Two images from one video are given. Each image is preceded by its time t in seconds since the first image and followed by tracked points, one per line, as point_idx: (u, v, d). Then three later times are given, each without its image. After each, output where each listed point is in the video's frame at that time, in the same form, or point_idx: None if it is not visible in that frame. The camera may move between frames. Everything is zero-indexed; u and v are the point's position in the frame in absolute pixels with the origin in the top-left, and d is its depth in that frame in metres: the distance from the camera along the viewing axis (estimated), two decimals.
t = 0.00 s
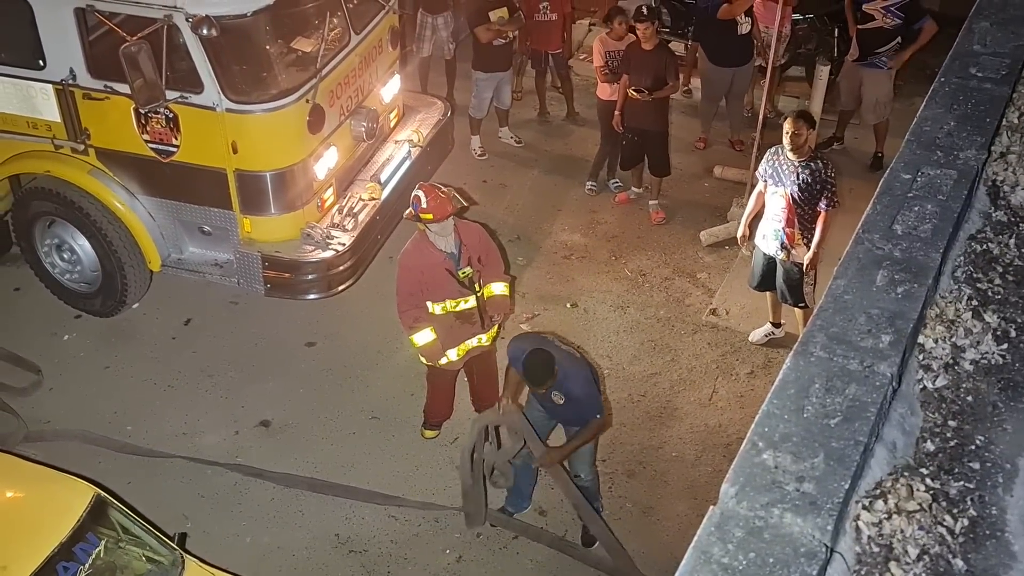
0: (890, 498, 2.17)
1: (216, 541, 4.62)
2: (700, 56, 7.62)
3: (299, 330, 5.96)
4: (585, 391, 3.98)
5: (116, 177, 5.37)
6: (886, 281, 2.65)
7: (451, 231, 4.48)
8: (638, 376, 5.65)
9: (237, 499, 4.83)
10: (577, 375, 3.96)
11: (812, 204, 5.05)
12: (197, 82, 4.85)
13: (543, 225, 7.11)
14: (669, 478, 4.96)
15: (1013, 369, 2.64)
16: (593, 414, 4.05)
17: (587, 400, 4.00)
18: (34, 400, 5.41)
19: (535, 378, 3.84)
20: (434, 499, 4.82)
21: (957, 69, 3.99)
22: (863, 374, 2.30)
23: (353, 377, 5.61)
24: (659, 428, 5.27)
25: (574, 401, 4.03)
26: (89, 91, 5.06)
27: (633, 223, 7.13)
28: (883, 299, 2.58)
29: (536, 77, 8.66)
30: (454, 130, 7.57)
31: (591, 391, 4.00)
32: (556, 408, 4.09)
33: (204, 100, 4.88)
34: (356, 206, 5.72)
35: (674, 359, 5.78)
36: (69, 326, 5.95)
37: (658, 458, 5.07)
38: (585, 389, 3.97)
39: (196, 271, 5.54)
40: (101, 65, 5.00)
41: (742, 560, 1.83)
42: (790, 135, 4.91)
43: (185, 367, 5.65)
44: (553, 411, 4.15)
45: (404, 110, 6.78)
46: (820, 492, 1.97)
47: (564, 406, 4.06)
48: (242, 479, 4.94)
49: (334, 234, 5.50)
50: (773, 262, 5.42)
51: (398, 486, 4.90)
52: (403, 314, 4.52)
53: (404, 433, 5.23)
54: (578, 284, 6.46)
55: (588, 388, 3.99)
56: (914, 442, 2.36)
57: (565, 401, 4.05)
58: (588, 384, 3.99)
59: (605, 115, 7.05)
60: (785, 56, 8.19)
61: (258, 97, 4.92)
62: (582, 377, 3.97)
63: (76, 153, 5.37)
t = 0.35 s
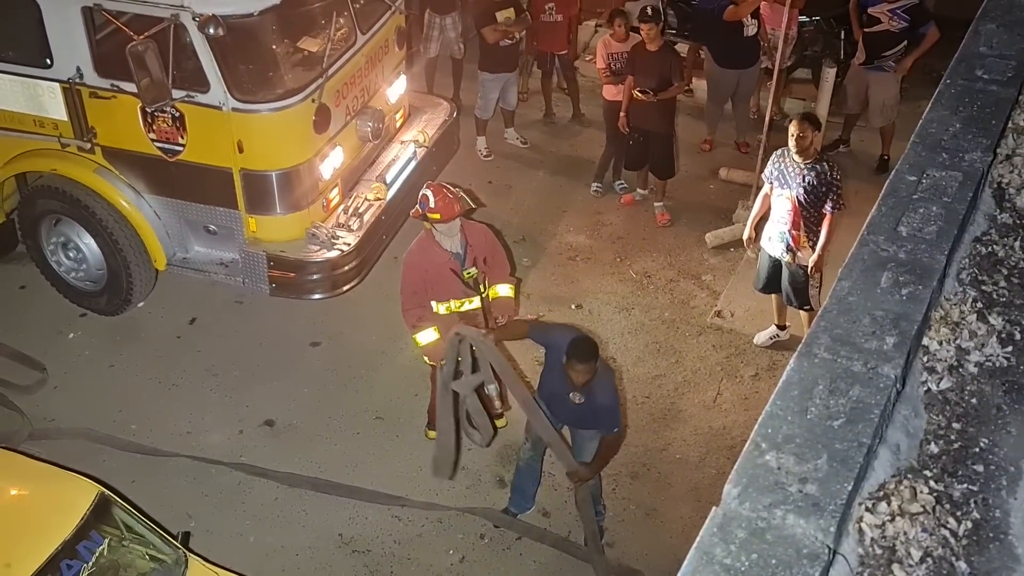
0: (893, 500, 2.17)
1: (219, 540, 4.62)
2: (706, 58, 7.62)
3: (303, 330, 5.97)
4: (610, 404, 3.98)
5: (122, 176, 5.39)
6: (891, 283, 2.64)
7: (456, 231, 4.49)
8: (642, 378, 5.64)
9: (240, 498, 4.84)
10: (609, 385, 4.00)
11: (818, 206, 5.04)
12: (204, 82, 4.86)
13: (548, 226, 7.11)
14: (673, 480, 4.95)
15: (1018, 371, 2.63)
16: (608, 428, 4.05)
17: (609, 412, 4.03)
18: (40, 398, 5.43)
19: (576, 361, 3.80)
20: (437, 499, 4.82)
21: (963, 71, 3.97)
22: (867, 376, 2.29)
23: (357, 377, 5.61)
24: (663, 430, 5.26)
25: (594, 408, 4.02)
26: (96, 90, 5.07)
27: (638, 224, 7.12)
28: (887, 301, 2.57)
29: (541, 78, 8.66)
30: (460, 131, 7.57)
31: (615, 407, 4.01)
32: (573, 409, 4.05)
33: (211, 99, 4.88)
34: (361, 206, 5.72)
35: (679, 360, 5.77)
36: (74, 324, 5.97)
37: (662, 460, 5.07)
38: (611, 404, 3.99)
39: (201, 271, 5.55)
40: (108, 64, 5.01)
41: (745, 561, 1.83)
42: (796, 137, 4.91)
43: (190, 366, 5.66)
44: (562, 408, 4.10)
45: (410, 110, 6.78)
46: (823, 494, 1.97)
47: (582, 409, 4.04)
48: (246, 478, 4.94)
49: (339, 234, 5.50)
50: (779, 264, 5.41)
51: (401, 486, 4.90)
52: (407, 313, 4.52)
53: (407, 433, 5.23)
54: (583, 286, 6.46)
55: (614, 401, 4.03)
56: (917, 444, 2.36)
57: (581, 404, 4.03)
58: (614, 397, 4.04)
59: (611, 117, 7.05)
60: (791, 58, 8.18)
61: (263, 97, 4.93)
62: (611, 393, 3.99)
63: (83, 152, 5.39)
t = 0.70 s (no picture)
0: (894, 497, 2.16)
1: (221, 538, 4.63)
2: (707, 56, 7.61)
3: (306, 329, 5.97)
4: (624, 341, 3.98)
5: (124, 175, 5.39)
6: (892, 279, 2.64)
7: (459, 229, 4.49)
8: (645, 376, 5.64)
9: (243, 497, 4.84)
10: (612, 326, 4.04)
11: (821, 204, 5.04)
12: (205, 81, 4.86)
13: (550, 224, 7.11)
14: (676, 478, 4.95)
15: (1020, 368, 2.63)
16: (645, 364, 4.01)
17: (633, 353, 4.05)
18: (42, 397, 5.44)
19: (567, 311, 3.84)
20: (439, 498, 4.82)
21: (965, 68, 3.97)
22: (868, 373, 2.29)
23: (359, 376, 5.61)
24: (665, 428, 5.26)
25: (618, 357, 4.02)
26: (97, 89, 5.08)
27: (640, 223, 7.12)
28: (888, 298, 2.57)
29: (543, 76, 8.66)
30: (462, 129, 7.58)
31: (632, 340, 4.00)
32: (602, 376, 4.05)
33: (212, 98, 4.89)
34: (363, 205, 5.73)
35: (681, 359, 5.77)
36: (77, 324, 5.97)
37: (664, 458, 5.07)
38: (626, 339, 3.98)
39: (203, 270, 5.55)
40: (109, 63, 5.02)
41: (745, 558, 1.83)
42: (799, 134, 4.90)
43: (192, 365, 5.67)
44: (595, 389, 4.09)
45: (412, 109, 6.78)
46: (824, 491, 1.97)
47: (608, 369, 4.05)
48: (248, 477, 4.95)
49: (341, 233, 5.51)
50: (782, 261, 5.41)
51: (403, 484, 4.91)
52: (409, 311, 4.52)
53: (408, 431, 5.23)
54: (586, 284, 6.46)
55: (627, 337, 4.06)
56: (919, 441, 2.35)
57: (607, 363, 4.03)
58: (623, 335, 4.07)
59: (612, 115, 7.05)
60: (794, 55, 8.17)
61: (265, 96, 4.93)
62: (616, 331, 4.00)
63: (85, 151, 5.39)
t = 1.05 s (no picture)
0: (900, 488, 2.16)
1: (223, 531, 4.64)
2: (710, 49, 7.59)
3: (308, 323, 5.98)
4: (562, 332, 3.90)
5: (126, 169, 5.39)
6: (898, 271, 2.64)
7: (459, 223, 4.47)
8: (647, 370, 5.64)
9: (246, 490, 4.85)
10: (551, 321, 3.92)
11: (826, 198, 5.03)
12: (207, 75, 4.86)
13: (552, 219, 7.11)
14: (678, 471, 4.95)
15: None
16: (587, 356, 3.94)
17: (574, 343, 3.92)
18: (46, 390, 5.45)
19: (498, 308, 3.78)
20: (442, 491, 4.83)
21: (970, 60, 3.96)
22: (874, 364, 2.29)
23: (362, 370, 5.61)
24: (668, 422, 5.26)
25: (561, 350, 3.92)
26: (100, 83, 5.07)
27: (642, 217, 7.11)
28: (894, 290, 2.57)
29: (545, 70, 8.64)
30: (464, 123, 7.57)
31: (571, 331, 3.92)
32: (548, 372, 3.96)
33: (215, 92, 4.88)
34: (365, 199, 5.72)
35: (684, 353, 5.77)
36: (79, 318, 5.98)
37: (667, 452, 5.07)
38: (564, 330, 3.90)
39: (206, 264, 5.56)
40: (112, 57, 5.01)
41: (752, 549, 1.83)
42: (803, 128, 4.85)
43: (195, 359, 5.67)
44: (546, 386, 4.01)
45: (414, 102, 6.77)
46: (830, 482, 1.97)
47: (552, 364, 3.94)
48: (251, 470, 4.95)
49: (344, 226, 5.51)
50: (785, 255, 5.41)
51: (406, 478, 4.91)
52: (410, 305, 4.54)
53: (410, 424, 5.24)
54: (588, 278, 6.46)
55: (567, 329, 3.92)
56: (924, 433, 2.36)
57: (553, 358, 3.93)
58: (565, 328, 3.93)
59: (614, 109, 7.04)
60: (797, 49, 8.15)
61: (268, 90, 4.93)
62: (554, 322, 3.92)
63: (88, 145, 5.39)
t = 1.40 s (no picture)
0: (901, 478, 2.16)
1: (222, 522, 4.65)
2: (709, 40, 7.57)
3: (307, 314, 5.97)
4: (539, 335, 3.89)
5: (124, 160, 5.38)
6: (899, 261, 2.64)
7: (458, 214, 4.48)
8: (646, 362, 5.63)
9: (246, 481, 4.85)
10: (531, 321, 3.89)
11: (828, 189, 5.02)
12: (206, 65, 4.83)
13: (551, 210, 7.10)
14: (677, 463, 4.95)
15: None
16: (558, 363, 3.94)
17: (547, 348, 3.91)
18: (45, 382, 5.44)
19: (478, 302, 3.78)
20: (442, 482, 4.83)
21: (971, 50, 3.95)
22: (875, 354, 2.29)
23: (361, 362, 5.61)
24: (667, 414, 5.26)
25: (535, 353, 3.92)
26: (98, 74, 5.05)
27: (641, 209, 7.10)
28: (895, 280, 2.56)
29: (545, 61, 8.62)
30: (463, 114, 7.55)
31: (548, 336, 3.91)
32: (520, 369, 3.98)
33: (213, 83, 4.86)
34: (364, 190, 5.71)
35: (683, 344, 5.77)
36: (78, 309, 5.97)
37: (666, 444, 5.06)
38: (541, 334, 3.89)
39: (204, 255, 5.55)
40: (110, 48, 4.99)
41: (753, 538, 1.83)
42: (804, 117, 4.87)
43: (194, 351, 5.67)
44: (518, 379, 4.03)
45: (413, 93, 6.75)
46: (831, 471, 1.97)
47: (526, 363, 3.95)
48: (250, 461, 4.95)
49: (343, 218, 5.49)
50: (785, 246, 5.40)
51: (406, 469, 4.91)
52: (408, 294, 4.53)
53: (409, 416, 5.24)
54: (588, 270, 6.45)
55: (544, 332, 3.90)
56: (925, 423, 2.35)
57: (527, 357, 3.93)
58: (542, 330, 3.91)
59: (614, 100, 7.02)
60: (796, 40, 8.13)
61: (266, 81, 4.91)
62: (534, 323, 3.90)
63: (86, 136, 5.38)
